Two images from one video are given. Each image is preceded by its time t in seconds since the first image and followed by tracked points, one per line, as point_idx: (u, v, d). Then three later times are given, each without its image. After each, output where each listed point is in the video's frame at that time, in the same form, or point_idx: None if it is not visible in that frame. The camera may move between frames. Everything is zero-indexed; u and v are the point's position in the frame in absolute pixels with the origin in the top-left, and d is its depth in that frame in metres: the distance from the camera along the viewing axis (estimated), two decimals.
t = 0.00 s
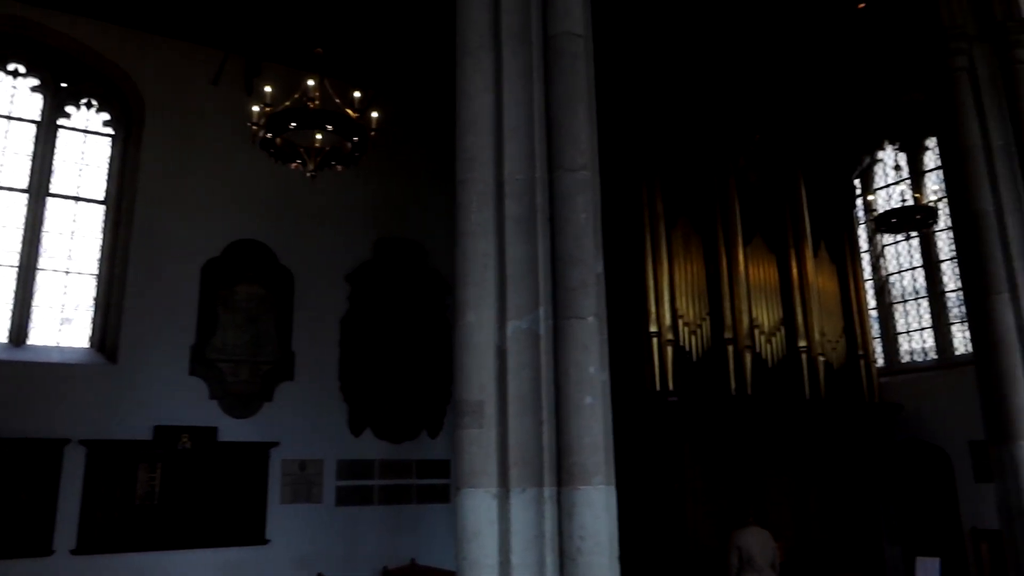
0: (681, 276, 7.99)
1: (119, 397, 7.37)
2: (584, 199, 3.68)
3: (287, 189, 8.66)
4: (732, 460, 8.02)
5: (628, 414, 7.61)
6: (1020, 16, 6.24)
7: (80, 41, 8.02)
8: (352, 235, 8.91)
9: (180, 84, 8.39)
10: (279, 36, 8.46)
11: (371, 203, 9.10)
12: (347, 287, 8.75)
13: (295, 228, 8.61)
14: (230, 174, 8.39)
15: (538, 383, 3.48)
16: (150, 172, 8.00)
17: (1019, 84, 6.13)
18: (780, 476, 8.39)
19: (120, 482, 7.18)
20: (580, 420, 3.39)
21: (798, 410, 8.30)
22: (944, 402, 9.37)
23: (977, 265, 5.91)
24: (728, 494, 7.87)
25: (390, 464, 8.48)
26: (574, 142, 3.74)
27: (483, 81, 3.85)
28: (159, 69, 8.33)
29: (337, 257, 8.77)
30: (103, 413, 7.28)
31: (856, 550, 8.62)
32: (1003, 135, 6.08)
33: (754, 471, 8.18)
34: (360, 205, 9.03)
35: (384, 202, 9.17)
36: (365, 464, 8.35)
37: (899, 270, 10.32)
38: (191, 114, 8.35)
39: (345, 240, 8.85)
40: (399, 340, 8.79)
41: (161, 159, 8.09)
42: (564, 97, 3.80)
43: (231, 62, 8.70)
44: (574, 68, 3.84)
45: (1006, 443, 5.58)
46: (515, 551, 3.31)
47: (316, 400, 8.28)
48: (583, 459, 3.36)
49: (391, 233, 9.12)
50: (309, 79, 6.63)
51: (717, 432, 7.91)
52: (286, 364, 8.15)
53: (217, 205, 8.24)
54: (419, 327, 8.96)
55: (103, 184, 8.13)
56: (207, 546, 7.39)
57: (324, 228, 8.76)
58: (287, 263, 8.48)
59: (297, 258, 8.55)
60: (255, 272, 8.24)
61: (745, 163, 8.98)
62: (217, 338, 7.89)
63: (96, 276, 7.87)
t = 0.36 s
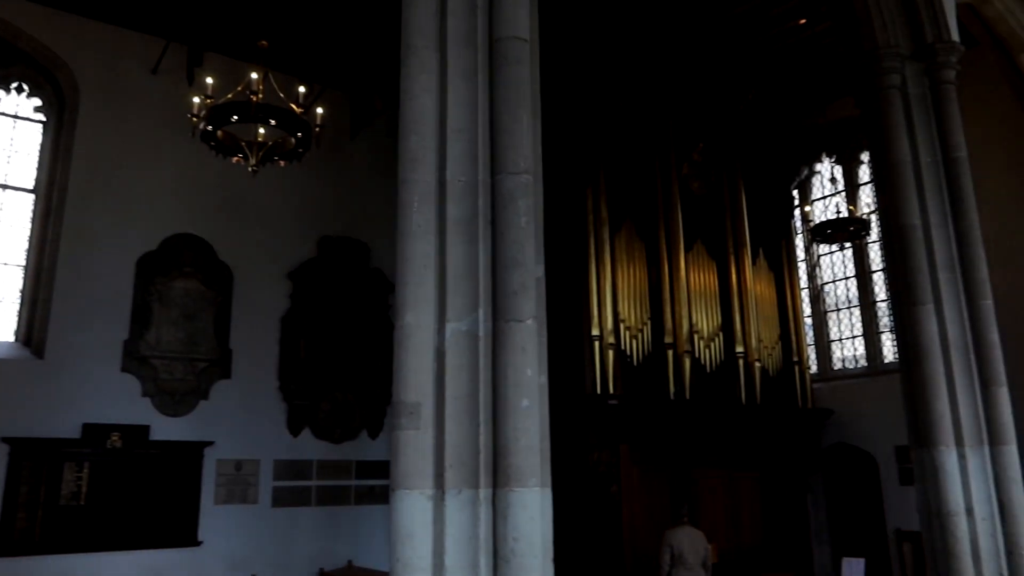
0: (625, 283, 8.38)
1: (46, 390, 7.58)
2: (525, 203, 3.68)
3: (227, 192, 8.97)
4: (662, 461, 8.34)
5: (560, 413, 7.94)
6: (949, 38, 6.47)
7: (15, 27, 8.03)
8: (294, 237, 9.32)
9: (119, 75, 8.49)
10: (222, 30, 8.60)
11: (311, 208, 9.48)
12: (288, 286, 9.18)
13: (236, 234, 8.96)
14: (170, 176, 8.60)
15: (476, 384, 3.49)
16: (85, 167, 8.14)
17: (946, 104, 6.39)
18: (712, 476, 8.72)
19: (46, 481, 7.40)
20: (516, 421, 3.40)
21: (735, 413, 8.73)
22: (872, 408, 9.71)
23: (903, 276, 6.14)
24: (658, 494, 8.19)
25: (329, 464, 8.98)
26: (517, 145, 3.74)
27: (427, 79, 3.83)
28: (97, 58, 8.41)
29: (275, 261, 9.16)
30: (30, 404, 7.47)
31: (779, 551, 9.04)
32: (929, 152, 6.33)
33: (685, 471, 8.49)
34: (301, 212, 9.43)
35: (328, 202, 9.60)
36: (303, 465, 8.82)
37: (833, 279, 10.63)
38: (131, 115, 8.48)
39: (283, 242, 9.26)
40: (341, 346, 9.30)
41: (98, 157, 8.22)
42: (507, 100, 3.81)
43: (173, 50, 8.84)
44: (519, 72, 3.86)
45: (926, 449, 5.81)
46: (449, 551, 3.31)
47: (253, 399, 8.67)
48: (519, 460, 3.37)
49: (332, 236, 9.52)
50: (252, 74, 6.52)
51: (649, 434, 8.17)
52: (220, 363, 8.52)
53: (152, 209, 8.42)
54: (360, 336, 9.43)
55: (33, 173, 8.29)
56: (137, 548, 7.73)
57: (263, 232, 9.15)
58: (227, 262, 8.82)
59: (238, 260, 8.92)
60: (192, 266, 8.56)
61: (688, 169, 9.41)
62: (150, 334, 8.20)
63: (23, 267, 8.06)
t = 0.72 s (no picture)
0: (577, 284, 8.53)
1: None
2: (476, 202, 3.70)
3: (176, 185, 8.94)
4: (609, 459, 8.50)
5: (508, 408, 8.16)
6: (893, 53, 6.69)
7: None
8: (245, 231, 9.36)
9: (66, 60, 8.41)
10: (174, 19, 8.64)
11: (263, 204, 9.57)
12: (238, 279, 9.22)
13: (184, 227, 8.93)
14: (118, 168, 8.55)
15: (424, 382, 3.50)
16: (28, 154, 8.04)
17: (888, 116, 6.60)
18: (659, 474, 8.86)
19: None
20: (463, 419, 3.43)
21: (682, 412, 8.92)
22: (815, 409, 9.97)
23: (846, 282, 6.33)
24: (604, 492, 8.34)
25: (277, 460, 9.05)
26: (470, 144, 3.76)
27: (382, 76, 3.83)
28: (44, 42, 8.32)
29: (225, 256, 9.17)
30: None
31: (723, 551, 9.20)
32: (872, 162, 6.54)
33: (631, 469, 8.65)
34: (253, 208, 9.48)
35: (279, 196, 9.69)
36: (250, 461, 8.87)
37: (781, 283, 10.87)
38: (78, 106, 8.40)
39: (234, 236, 9.27)
40: (291, 340, 9.44)
41: (42, 145, 8.12)
42: (461, 99, 3.83)
43: (122, 37, 8.80)
44: (473, 72, 3.88)
45: (864, 450, 6.00)
46: (394, 548, 3.31)
47: (199, 394, 8.69)
48: (465, 458, 3.40)
49: (287, 229, 9.65)
50: (205, 64, 6.43)
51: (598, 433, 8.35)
52: (167, 356, 8.55)
53: (100, 201, 8.39)
54: (313, 332, 9.64)
55: None
56: (75, 545, 7.72)
57: (213, 226, 9.14)
58: (174, 255, 8.82)
59: (187, 252, 8.91)
60: (138, 257, 8.58)
61: (642, 174, 9.58)
62: (94, 325, 8.22)
63: None
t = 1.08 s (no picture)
0: (548, 284, 8.62)
1: None
2: (445, 201, 3.72)
3: (144, 177, 8.85)
4: (576, 457, 8.56)
5: (477, 406, 8.25)
6: (860, 62, 6.81)
7: None
8: (214, 225, 9.32)
9: (33, 48, 8.28)
10: (146, 10, 8.56)
11: (233, 199, 9.53)
12: (207, 273, 9.19)
13: (153, 220, 8.85)
14: (84, 159, 8.44)
15: (390, 380, 3.51)
16: None
17: (855, 123, 6.71)
18: (626, 473, 8.95)
19: None
20: (429, 417, 3.44)
21: (651, 411, 9.02)
22: (780, 410, 10.13)
23: (810, 285, 6.46)
24: (571, 490, 8.41)
25: (244, 456, 9.06)
26: (439, 143, 3.78)
27: (353, 74, 3.83)
28: (11, 28, 8.18)
29: (194, 250, 9.11)
30: None
31: (688, 549, 9.33)
32: (838, 168, 6.65)
33: (599, 468, 8.73)
34: (223, 202, 9.43)
35: (250, 191, 9.66)
36: (216, 457, 8.85)
37: (749, 286, 11.01)
38: (44, 95, 8.26)
39: (202, 230, 9.21)
40: (259, 336, 9.46)
41: (7, 134, 7.97)
42: (432, 98, 3.84)
43: (89, 25, 8.67)
44: (444, 72, 3.89)
45: (825, 451, 6.12)
46: (358, 544, 3.32)
47: (165, 388, 8.63)
48: (429, 456, 3.42)
49: (257, 224, 9.64)
50: (174, 55, 6.36)
51: (566, 432, 8.42)
52: (133, 350, 8.47)
53: (66, 192, 8.27)
54: (281, 328, 9.68)
55: None
56: (35, 541, 7.59)
57: (181, 220, 9.06)
58: (142, 247, 8.73)
59: (155, 246, 8.84)
60: (104, 249, 8.48)
61: (613, 176, 9.70)
62: (57, 318, 8.10)
63: None
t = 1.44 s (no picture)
0: (527, 280, 8.64)
1: None
2: (421, 197, 3.72)
3: (120, 168, 8.76)
4: (552, 453, 8.60)
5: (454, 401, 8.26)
6: (837, 65, 6.88)
7: None
8: (191, 216, 9.25)
9: (7, 34, 8.16)
10: None
11: (210, 190, 9.46)
12: (183, 265, 9.13)
13: (128, 211, 8.77)
14: (59, 148, 8.33)
15: (363, 375, 3.51)
16: None
17: (831, 126, 6.77)
18: (602, 470, 9.01)
19: None
20: (400, 412, 3.45)
21: (627, 408, 9.09)
22: (754, 408, 10.24)
23: (785, 285, 6.52)
24: (547, 485, 8.45)
25: (219, 450, 9.02)
26: (416, 139, 3.78)
27: (330, 68, 3.82)
28: None
29: (169, 242, 9.04)
30: None
31: (663, 545, 9.40)
32: (813, 170, 6.72)
33: (574, 464, 8.78)
34: (201, 194, 9.36)
35: (228, 182, 9.60)
36: (190, 450, 8.81)
37: (726, 285, 11.11)
38: (18, 83, 8.14)
39: (179, 222, 9.14)
40: (236, 329, 9.43)
41: None
42: (409, 94, 3.84)
43: (66, 12, 8.55)
44: (421, 68, 3.89)
45: (797, 448, 6.19)
46: (328, 539, 3.32)
47: (139, 380, 8.57)
48: (401, 451, 3.43)
49: (234, 217, 9.58)
50: (152, 44, 6.30)
51: (542, 428, 8.45)
52: (107, 342, 8.39)
53: (39, 182, 8.16)
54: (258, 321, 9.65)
55: None
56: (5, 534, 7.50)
57: (157, 211, 8.98)
58: (117, 238, 8.65)
59: (130, 237, 8.76)
60: (78, 239, 8.39)
61: (593, 173, 9.73)
62: (31, 308, 8.02)
63: None
